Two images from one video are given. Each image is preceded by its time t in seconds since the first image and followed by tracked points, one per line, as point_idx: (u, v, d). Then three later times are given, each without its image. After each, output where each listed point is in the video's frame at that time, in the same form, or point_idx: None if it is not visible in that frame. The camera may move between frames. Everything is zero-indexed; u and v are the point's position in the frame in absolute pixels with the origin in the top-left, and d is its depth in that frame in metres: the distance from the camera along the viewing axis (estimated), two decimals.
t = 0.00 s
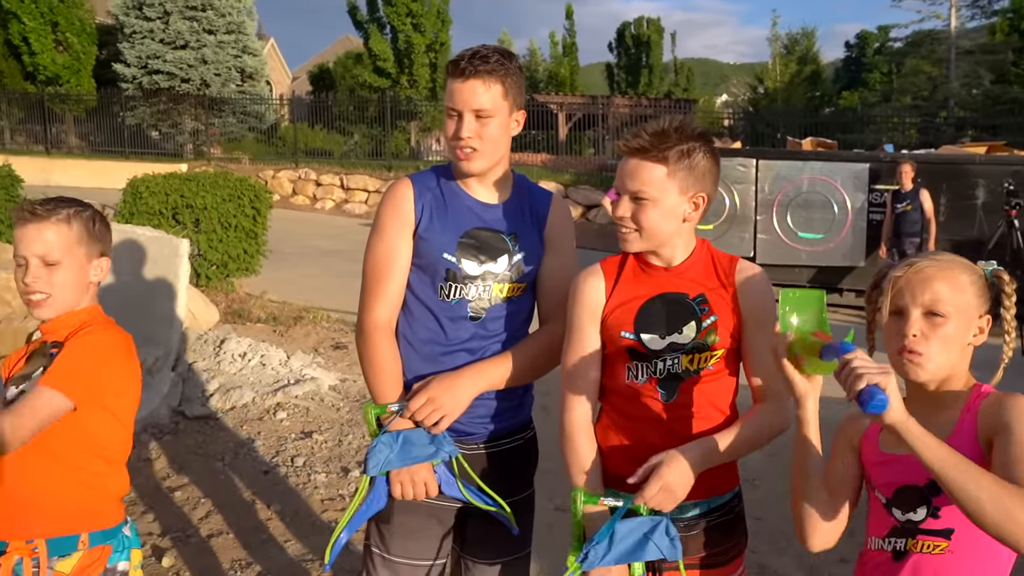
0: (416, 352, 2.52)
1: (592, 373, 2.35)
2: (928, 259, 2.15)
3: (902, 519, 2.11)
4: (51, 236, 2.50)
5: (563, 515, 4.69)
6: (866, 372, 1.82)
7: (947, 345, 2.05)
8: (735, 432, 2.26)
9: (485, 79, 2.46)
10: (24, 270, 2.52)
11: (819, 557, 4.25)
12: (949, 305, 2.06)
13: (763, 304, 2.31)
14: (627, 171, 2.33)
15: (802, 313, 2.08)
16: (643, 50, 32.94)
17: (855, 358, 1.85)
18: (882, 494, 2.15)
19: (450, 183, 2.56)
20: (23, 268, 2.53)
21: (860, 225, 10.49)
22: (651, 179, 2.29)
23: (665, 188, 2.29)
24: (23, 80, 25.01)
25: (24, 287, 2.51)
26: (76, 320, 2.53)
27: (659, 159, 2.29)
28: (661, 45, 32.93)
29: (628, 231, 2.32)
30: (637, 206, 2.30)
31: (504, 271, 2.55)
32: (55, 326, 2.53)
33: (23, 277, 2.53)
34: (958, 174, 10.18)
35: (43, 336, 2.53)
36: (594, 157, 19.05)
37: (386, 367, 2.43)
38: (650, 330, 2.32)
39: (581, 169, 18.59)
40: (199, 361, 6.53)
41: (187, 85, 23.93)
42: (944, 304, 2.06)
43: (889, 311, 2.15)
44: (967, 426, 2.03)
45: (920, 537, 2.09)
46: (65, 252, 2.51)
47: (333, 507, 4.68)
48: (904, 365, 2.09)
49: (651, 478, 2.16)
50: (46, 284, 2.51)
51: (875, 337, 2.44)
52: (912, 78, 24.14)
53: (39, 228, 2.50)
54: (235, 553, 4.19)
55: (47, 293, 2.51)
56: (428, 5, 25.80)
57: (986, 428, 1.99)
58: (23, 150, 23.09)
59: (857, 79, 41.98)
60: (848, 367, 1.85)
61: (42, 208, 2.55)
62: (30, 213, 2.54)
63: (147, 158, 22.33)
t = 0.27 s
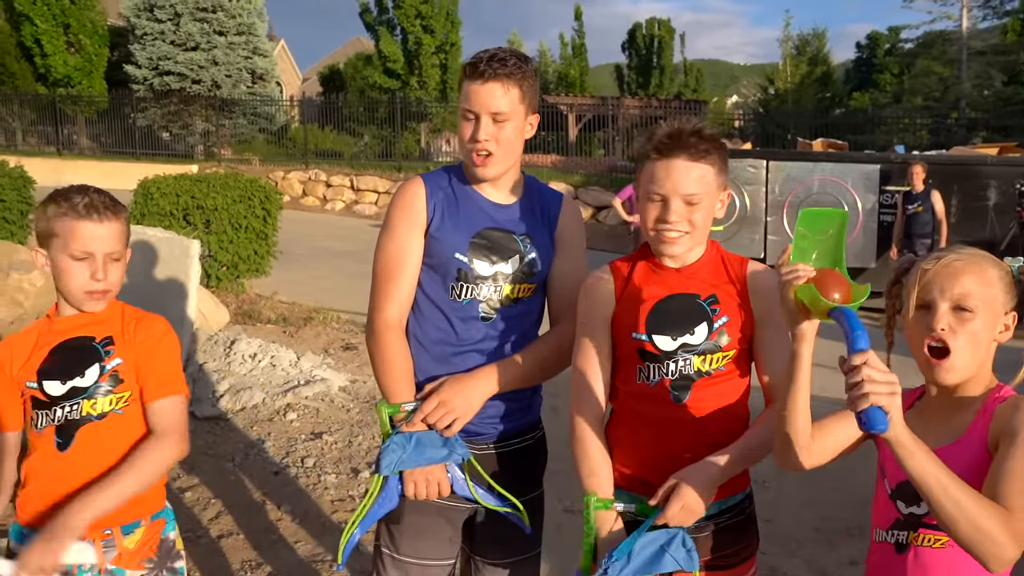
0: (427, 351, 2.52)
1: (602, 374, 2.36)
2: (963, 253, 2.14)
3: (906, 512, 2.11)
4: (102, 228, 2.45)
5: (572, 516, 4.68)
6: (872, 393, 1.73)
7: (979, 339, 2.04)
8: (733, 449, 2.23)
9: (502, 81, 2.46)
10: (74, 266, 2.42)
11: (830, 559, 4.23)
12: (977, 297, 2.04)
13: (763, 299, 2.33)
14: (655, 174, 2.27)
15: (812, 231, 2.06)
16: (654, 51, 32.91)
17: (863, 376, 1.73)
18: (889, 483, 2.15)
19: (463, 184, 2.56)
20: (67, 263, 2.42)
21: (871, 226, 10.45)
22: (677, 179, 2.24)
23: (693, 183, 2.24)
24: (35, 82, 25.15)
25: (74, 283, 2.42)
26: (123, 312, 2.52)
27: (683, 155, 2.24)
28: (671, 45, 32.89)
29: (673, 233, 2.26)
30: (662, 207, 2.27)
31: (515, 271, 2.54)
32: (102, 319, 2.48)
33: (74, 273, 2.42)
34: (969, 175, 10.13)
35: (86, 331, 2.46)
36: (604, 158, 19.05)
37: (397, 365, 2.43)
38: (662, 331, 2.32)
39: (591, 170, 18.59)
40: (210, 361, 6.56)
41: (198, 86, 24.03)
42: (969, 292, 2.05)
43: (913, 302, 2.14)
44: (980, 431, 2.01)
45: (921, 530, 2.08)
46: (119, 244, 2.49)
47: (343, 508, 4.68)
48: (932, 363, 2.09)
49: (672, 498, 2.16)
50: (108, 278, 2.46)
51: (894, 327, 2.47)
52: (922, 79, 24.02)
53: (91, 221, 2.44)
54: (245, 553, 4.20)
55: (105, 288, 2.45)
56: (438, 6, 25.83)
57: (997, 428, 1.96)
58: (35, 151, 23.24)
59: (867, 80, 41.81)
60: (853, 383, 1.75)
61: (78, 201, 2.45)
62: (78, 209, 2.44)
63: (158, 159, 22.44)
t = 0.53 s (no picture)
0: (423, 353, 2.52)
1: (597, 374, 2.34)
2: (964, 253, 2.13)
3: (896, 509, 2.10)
4: (126, 221, 2.48)
5: (567, 518, 4.68)
6: (866, 440, 1.68)
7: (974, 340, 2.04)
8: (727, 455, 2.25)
9: (499, 80, 2.45)
10: (99, 262, 2.42)
11: (824, 559, 4.23)
12: (973, 297, 2.04)
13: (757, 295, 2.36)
14: (669, 174, 2.27)
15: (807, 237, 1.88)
16: (650, 52, 32.95)
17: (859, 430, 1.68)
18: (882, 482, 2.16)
19: (455, 184, 2.54)
20: (94, 257, 2.42)
21: (865, 228, 10.48)
22: (695, 184, 2.24)
23: (711, 187, 2.25)
24: (29, 81, 25.08)
25: (106, 277, 2.42)
26: (144, 304, 2.60)
27: (708, 156, 2.26)
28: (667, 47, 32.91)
29: (702, 235, 2.25)
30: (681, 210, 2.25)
31: (512, 271, 2.54)
32: (132, 311, 2.55)
33: (97, 266, 2.42)
34: (963, 178, 10.16)
35: (119, 323, 2.51)
36: (600, 159, 19.07)
37: (393, 367, 2.42)
38: (660, 332, 2.31)
39: (586, 171, 18.60)
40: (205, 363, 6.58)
41: (193, 86, 23.97)
42: (969, 293, 2.04)
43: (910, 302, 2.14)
44: (972, 434, 2.02)
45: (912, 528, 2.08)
46: (134, 234, 2.50)
47: (337, 509, 4.67)
48: (927, 361, 2.08)
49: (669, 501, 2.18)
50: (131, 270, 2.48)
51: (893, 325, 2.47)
52: (916, 82, 24.04)
53: (116, 214, 2.46)
54: (239, 554, 4.19)
55: (129, 280, 2.47)
56: (434, 7, 25.81)
57: (988, 436, 1.97)
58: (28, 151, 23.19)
59: (863, 82, 41.87)
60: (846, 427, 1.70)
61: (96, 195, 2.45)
62: (91, 204, 2.43)
63: (153, 159, 22.40)
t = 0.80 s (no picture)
0: (402, 356, 2.52)
1: (579, 373, 2.33)
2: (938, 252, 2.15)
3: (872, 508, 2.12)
4: (142, 219, 2.59)
5: (547, 517, 4.69)
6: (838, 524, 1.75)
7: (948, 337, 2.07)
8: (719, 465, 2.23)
9: (469, 83, 2.46)
10: (119, 258, 2.54)
11: (803, 557, 4.27)
12: (944, 296, 2.07)
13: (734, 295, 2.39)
14: (644, 178, 2.29)
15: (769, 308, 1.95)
16: (631, 52, 33.04)
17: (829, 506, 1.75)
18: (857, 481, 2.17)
19: (429, 185, 2.55)
20: (117, 254, 2.54)
21: (844, 227, 10.57)
22: (674, 185, 2.26)
23: (690, 188, 2.27)
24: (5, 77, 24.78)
25: (128, 273, 2.55)
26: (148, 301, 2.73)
27: (682, 158, 2.28)
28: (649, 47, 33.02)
29: (677, 237, 2.27)
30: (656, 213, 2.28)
31: (489, 270, 2.55)
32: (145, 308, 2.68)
33: (117, 263, 2.54)
34: (940, 178, 10.27)
35: (136, 317, 2.64)
36: (581, 159, 19.10)
37: (373, 370, 2.41)
38: (642, 331, 2.32)
39: (568, 170, 18.63)
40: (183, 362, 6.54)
41: (172, 83, 23.78)
42: (941, 293, 2.07)
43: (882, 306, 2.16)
44: (945, 437, 2.04)
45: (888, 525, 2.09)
46: (151, 234, 2.63)
47: (317, 508, 4.66)
48: (897, 358, 2.11)
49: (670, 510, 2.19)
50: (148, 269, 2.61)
51: (869, 323, 2.49)
52: (895, 82, 24.25)
53: (132, 213, 2.57)
54: (218, 555, 4.16)
55: (146, 278, 2.60)
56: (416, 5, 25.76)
57: (961, 449, 2.00)
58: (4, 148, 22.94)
59: (843, 82, 42.19)
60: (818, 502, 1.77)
61: (113, 195, 2.57)
62: (112, 204, 2.55)
63: (131, 157, 22.20)
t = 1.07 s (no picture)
0: (394, 357, 2.51)
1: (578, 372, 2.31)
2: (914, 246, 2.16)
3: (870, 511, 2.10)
4: (185, 223, 2.61)
5: (543, 516, 4.69)
6: (863, 501, 1.75)
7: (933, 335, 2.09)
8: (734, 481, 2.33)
9: (463, 81, 2.46)
10: (158, 254, 2.56)
11: (799, 557, 4.27)
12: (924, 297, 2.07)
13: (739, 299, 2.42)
14: (632, 174, 2.31)
15: (764, 346, 2.03)
16: (627, 52, 33.08)
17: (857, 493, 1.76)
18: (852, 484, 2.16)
19: (423, 184, 2.55)
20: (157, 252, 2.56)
21: (840, 227, 10.58)
22: (656, 181, 2.27)
23: (675, 186, 2.28)
24: None
25: (167, 270, 2.57)
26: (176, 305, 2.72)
27: (667, 158, 2.28)
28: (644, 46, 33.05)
29: (649, 233, 2.29)
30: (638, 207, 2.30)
31: (482, 272, 2.55)
32: (172, 308, 2.68)
33: (156, 262, 2.56)
34: (935, 178, 10.29)
35: (162, 316, 2.63)
36: (577, 159, 19.13)
37: (365, 371, 2.41)
38: (643, 330, 2.31)
39: (564, 170, 18.65)
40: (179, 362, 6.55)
41: (168, 83, 23.75)
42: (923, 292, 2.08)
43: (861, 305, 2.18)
44: (932, 438, 2.04)
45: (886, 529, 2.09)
46: (190, 238, 2.64)
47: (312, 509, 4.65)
48: (876, 355, 2.13)
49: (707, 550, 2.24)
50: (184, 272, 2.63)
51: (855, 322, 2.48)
52: (890, 83, 24.30)
53: (177, 215, 2.59)
54: (214, 556, 4.15)
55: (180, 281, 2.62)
56: (412, 5, 25.76)
57: (954, 450, 1.98)
58: None
59: (838, 82, 42.28)
60: (841, 494, 1.78)
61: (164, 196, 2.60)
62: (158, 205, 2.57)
63: (126, 157, 22.16)
